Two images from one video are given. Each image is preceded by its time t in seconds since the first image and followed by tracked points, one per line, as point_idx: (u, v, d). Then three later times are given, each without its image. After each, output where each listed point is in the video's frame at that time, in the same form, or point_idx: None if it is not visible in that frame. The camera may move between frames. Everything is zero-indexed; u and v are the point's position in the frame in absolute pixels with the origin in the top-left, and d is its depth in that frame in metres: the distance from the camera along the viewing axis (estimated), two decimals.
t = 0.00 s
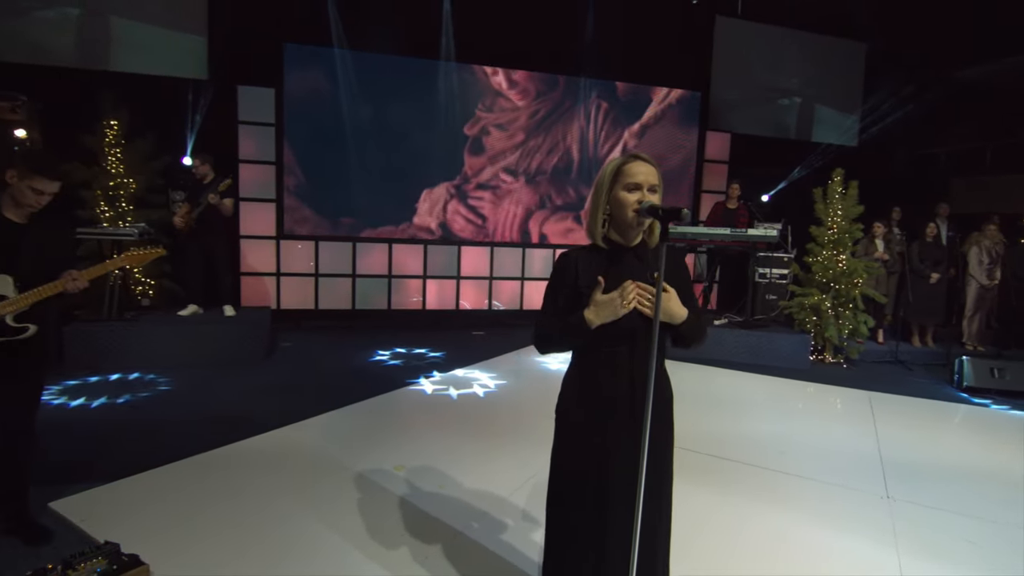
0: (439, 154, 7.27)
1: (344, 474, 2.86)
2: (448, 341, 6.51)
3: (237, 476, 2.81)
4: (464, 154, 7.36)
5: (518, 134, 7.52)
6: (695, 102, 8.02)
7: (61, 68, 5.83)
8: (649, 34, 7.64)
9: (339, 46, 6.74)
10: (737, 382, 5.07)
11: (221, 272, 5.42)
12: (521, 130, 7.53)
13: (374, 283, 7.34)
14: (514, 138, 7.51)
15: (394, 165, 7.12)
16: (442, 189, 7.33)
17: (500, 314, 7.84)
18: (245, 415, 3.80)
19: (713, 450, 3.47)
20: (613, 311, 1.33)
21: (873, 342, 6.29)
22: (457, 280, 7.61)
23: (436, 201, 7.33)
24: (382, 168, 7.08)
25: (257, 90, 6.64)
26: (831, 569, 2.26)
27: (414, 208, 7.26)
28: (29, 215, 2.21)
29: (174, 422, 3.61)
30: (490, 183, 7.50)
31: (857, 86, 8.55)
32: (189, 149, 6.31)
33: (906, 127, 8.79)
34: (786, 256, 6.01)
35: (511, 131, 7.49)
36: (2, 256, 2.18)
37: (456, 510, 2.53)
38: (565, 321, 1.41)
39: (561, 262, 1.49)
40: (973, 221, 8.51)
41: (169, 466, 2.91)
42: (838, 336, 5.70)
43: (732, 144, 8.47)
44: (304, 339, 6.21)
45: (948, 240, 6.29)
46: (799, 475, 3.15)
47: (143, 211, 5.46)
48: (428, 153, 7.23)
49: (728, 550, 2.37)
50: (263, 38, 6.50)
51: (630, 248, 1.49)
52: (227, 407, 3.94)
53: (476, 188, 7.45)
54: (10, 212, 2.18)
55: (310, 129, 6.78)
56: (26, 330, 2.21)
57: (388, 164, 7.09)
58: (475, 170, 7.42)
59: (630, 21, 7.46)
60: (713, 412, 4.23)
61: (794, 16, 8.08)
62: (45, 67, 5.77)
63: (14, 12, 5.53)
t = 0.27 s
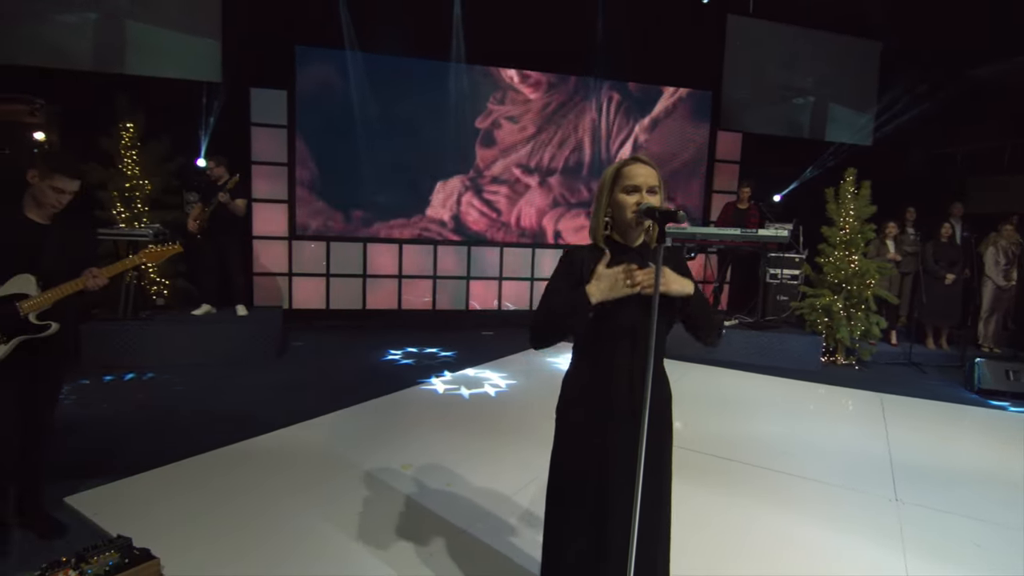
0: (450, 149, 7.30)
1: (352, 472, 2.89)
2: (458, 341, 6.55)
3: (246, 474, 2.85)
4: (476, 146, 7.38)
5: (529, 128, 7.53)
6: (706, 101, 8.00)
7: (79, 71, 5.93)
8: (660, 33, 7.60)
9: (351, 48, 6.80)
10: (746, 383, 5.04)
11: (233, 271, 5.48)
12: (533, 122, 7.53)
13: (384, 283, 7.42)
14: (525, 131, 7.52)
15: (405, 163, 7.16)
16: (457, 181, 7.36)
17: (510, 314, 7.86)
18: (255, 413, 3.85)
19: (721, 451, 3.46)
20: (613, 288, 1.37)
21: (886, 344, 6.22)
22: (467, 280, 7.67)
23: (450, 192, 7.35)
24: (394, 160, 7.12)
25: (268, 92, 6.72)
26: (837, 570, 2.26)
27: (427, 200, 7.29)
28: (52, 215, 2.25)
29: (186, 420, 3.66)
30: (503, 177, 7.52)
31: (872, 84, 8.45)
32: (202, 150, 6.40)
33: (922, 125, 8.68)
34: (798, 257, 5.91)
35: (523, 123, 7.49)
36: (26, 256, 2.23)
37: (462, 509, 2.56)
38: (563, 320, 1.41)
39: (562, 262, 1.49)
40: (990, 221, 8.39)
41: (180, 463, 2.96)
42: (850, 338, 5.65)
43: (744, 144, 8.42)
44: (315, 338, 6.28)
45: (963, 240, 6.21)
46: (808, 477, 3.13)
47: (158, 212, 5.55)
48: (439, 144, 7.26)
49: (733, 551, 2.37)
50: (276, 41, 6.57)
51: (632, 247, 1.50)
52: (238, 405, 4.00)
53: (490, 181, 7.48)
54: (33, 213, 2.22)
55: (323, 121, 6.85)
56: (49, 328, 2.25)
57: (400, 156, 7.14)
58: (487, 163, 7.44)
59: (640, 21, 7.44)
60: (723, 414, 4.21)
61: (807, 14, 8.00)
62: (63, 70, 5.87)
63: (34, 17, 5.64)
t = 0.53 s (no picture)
0: (456, 145, 7.36)
1: (355, 471, 2.92)
2: (463, 341, 6.58)
3: (250, 472, 2.88)
4: (482, 140, 7.42)
5: (535, 123, 7.56)
6: (711, 102, 8.02)
7: (88, 73, 6.00)
8: (665, 34, 7.61)
9: (356, 49, 6.85)
10: (751, 384, 5.02)
11: (240, 273, 5.53)
12: (540, 117, 7.55)
13: (390, 284, 7.43)
14: (532, 126, 7.55)
15: (413, 160, 7.23)
16: (463, 176, 7.40)
17: (514, 315, 7.87)
18: (260, 412, 3.89)
19: (723, 452, 3.47)
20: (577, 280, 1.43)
21: (893, 345, 6.18)
22: (471, 280, 7.67)
23: (457, 188, 7.40)
24: (400, 155, 7.18)
25: (274, 94, 6.77)
26: (837, 571, 2.26)
27: (434, 195, 7.34)
28: (56, 215, 2.28)
29: (192, 419, 3.70)
30: (509, 173, 7.55)
31: (880, 84, 8.40)
32: (209, 152, 6.46)
33: (929, 125, 8.63)
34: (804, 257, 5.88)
35: (529, 118, 7.52)
36: (36, 256, 2.25)
37: (462, 508, 2.58)
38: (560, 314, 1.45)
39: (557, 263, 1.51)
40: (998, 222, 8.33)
41: (185, 461, 2.99)
42: (855, 339, 5.63)
43: (749, 145, 8.41)
44: (320, 338, 6.31)
45: (971, 240, 6.17)
46: (811, 479, 3.13)
47: (165, 213, 5.60)
48: (445, 139, 7.32)
49: (735, 552, 2.37)
50: (283, 43, 6.63)
51: (626, 250, 1.50)
52: (243, 404, 4.03)
53: (496, 177, 7.51)
54: (39, 213, 2.25)
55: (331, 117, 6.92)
56: (61, 327, 2.28)
57: (406, 151, 7.20)
58: (493, 158, 7.48)
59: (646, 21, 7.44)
60: (726, 415, 4.20)
61: (813, 14, 7.98)
62: (73, 72, 5.94)
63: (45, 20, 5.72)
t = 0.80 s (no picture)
0: (449, 142, 7.37)
1: (343, 471, 2.93)
2: (455, 341, 6.59)
3: (239, 473, 2.89)
4: (475, 138, 7.43)
5: (529, 120, 7.57)
6: (702, 103, 8.06)
7: (78, 73, 5.99)
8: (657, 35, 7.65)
9: (348, 50, 6.85)
10: (740, 384, 5.05)
11: (231, 273, 5.53)
12: (533, 114, 7.57)
13: (382, 285, 7.45)
14: (525, 123, 7.56)
15: (405, 157, 7.23)
16: (456, 173, 7.42)
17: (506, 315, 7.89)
18: (251, 412, 3.90)
19: (709, 450, 3.50)
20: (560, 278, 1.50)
21: (881, 344, 6.24)
22: (464, 281, 7.69)
23: (450, 184, 7.42)
24: (393, 151, 7.19)
25: (266, 95, 6.75)
26: (816, 567, 2.30)
27: (428, 191, 7.35)
28: (33, 214, 2.29)
29: (183, 419, 3.70)
30: (503, 170, 7.57)
31: (869, 85, 8.46)
32: (201, 152, 6.45)
33: (919, 126, 8.70)
34: (794, 257, 5.83)
35: (522, 115, 7.53)
36: (21, 257, 2.25)
37: (450, 507, 2.60)
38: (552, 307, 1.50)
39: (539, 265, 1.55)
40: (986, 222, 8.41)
41: (174, 462, 3.00)
42: (844, 338, 5.68)
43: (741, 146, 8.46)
44: (312, 338, 6.31)
45: (960, 240, 6.22)
46: (797, 477, 3.16)
47: (157, 213, 5.60)
48: (438, 136, 7.32)
49: (719, 549, 2.40)
50: (275, 43, 6.63)
51: (606, 251, 1.53)
52: (234, 405, 4.04)
53: (489, 173, 7.53)
54: (17, 215, 2.26)
55: (325, 113, 6.93)
56: (54, 330, 2.28)
57: (399, 147, 7.20)
58: (486, 156, 7.50)
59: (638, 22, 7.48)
60: (714, 414, 4.23)
61: (803, 15, 8.04)
62: (63, 72, 5.93)
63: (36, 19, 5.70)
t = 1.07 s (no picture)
0: (441, 138, 7.38)
1: (331, 470, 2.95)
2: (447, 340, 6.62)
3: (227, 473, 2.90)
4: (467, 138, 7.45)
5: (523, 117, 7.58)
6: (693, 104, 8.10)
7: (68, 73, 5.97)
8: (648, 36, 7.69)
9: (340, 50, 6.87)
10: (728, 383, 5.09)
11: (222, 274, 5.53)
12: (526, 112, 7.58)
13: (375, 285, 7.51)
14: (518, 120, 7.58)
15: (399, 154, 7.25)
16: (450, 170, 7.44)
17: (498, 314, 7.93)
18: (240, 412, 3.91)
19: (695, 448, 3.54)
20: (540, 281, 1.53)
21: (869, 343, 6.30)
22: (456, 281, 7.78)
23: (444, 180, 7.43)
24: (386, 147, 7.19)
25: (257, 95, 6.81)
26: (798, 562, 2.34)
27: (421, 188, 7.36)
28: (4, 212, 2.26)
29: (172, 419, 3.71)
30: (496, 167, 7.59)
31: (859, 86, 8.53)
32: (192, 152, 6.44)
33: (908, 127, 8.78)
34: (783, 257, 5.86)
35: (515, 113, 7.54)
36: None
37: (436, 506, 2.62)
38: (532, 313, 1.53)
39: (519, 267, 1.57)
40: (973, 222, 8.50)
41: (163, 462, 3.01)
42: (832, 338, 5.73)
43: (732, 147, 8.52)
44: (303, 338, 6.32)
45: (948, 241, 6.28)
46: (782, 475, 3.20)
47: (147, 213, 5.59)
48: (431, 133, 7.33)
49: (703, 546, 2.43)
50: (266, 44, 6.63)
51: (584, 252, 1.55)
52: (223, 405, 4.05)
53: (483, 171, 7.55)
54: None
55: (316, 108, 6.91)
56: (39, 333, 2.28)
57: (392, 143, 7.21)
58: (478, 153, 7.52)
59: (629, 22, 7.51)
60: (701, 413, 4.27)
61: (793, 16, 8.10)
62: (53, 72, 5.92)
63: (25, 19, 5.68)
